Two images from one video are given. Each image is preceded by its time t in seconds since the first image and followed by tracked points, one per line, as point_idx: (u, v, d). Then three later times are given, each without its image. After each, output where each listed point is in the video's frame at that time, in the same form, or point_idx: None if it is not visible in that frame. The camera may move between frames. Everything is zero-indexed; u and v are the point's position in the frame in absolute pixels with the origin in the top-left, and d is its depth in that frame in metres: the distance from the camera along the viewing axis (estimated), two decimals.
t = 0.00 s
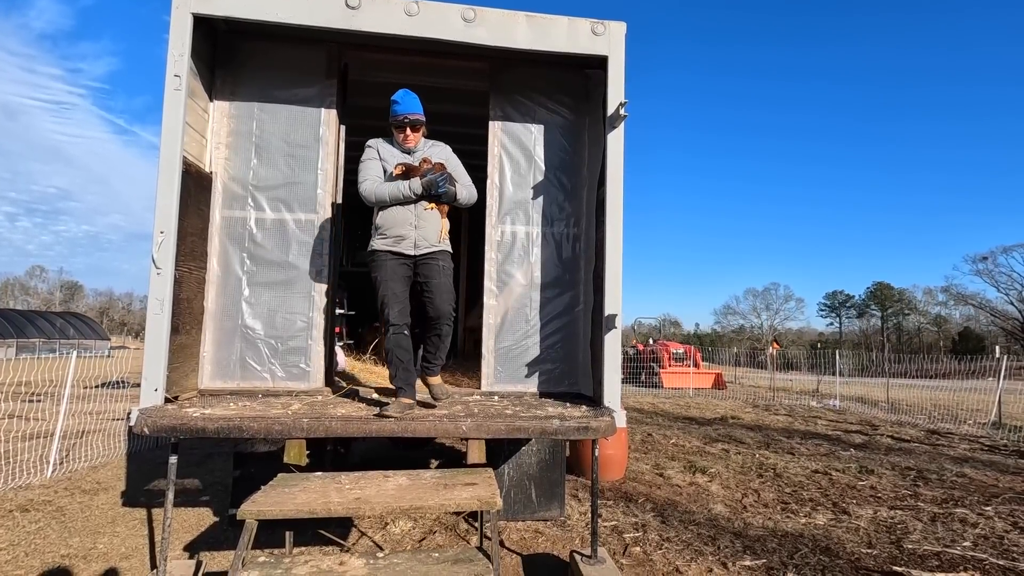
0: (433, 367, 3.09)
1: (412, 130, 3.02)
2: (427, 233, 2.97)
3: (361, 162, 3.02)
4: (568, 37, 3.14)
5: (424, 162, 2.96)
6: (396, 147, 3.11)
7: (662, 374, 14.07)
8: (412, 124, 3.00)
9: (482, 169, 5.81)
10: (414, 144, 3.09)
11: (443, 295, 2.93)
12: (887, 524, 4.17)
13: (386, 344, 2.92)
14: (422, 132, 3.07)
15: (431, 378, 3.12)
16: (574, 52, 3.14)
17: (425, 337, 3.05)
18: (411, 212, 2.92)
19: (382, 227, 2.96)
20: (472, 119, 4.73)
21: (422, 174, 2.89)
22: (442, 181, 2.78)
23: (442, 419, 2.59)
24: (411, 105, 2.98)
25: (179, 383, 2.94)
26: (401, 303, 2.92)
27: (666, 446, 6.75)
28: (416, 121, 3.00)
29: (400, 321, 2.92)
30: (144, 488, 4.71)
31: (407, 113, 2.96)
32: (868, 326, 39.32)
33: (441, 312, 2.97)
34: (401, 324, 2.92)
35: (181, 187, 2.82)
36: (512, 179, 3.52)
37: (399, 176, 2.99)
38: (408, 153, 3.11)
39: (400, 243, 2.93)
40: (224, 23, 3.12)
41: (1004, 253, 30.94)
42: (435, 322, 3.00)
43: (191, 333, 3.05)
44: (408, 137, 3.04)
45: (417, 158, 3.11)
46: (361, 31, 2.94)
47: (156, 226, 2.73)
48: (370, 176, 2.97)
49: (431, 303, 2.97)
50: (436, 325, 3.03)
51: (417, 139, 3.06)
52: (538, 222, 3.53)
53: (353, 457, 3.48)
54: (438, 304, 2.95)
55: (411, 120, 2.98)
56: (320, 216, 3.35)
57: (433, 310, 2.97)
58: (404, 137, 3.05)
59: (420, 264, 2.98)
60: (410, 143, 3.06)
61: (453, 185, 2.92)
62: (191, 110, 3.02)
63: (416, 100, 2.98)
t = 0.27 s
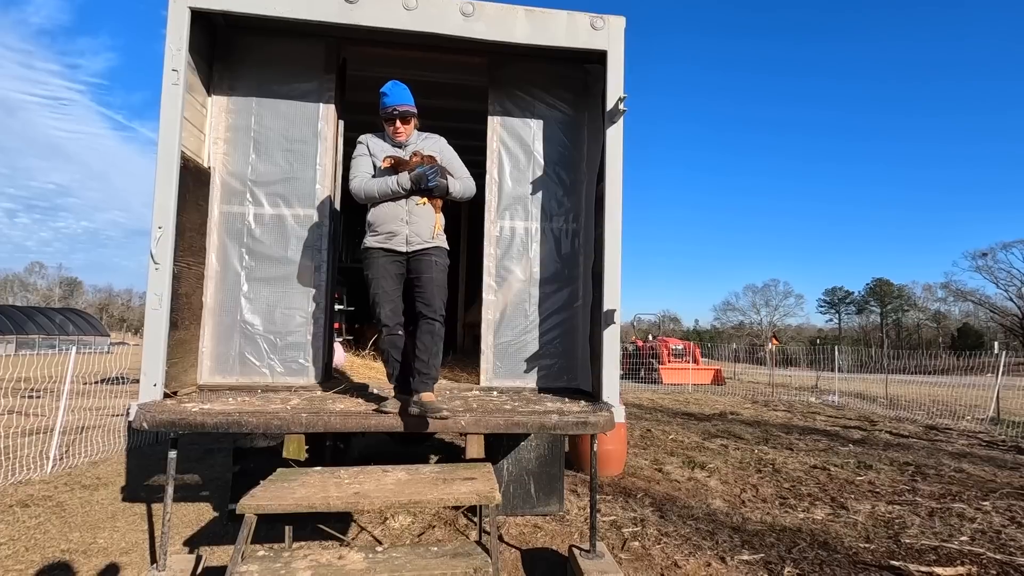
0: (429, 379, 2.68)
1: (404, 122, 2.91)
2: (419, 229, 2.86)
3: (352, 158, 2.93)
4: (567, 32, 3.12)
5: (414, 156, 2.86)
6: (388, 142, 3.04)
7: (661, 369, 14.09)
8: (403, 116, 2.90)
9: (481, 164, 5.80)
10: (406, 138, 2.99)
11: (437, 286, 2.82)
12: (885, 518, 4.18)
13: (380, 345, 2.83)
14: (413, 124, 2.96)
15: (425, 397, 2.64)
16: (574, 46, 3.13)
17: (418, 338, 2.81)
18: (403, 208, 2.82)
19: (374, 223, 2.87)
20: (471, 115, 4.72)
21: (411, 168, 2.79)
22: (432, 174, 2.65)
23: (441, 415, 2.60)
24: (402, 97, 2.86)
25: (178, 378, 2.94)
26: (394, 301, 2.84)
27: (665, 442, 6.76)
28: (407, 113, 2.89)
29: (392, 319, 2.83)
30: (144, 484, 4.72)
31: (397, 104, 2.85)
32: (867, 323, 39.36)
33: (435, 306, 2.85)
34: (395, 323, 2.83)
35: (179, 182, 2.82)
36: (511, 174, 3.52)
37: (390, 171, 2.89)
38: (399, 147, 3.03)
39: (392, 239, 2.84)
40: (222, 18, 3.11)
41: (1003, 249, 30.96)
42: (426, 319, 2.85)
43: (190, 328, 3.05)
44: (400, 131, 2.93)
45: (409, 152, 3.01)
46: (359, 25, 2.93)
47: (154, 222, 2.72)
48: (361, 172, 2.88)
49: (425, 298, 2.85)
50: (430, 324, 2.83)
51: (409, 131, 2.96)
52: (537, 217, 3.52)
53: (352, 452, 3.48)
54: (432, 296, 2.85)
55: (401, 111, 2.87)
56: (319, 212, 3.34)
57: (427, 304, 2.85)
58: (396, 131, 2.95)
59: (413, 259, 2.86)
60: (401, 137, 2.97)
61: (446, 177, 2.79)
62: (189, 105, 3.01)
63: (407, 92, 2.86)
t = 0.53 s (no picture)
0: (422, 394, 2.46)
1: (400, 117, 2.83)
2: (415, 227, 2.74)
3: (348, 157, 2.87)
4: (567, 26, 3.12)
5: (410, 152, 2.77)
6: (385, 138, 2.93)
7: (661, 365, 14.11)
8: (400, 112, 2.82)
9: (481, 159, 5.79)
10: (403, 133, 2.89)
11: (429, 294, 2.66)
12: (883, 513, 4.20)
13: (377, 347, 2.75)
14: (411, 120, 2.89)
15: (415, 413, 2.42)
16: (574, 41, 3.12)
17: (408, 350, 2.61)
18: (399, 205, 2.71)
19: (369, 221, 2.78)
20: (471, 110, 4.71)
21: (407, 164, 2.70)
22: (428, 170, 2.58)
23: (441, 409, 2.61)
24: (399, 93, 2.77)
25: (179, 373, 2.94)
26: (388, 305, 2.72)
27: (665, 437, 6.78)
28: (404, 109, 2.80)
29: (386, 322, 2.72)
30: (145, 478, 4.73)
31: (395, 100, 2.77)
32: (867, 318, 39.39)
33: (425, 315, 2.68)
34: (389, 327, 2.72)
35: (178, 176, 2.81)
36: (511, 169, 3.52)
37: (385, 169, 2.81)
38: (396, 143, 2.94)
39: (387, 238, 2.74)
40: (221, 12, 3.10)
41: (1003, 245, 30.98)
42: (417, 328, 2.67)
43: (190, 323, 3.06)
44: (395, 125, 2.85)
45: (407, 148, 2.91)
46: (358, 19, 2.92)
47: (154, 217, 2.72)
48: (355, 170, 2.81)
49: (416, 307, 2.69)
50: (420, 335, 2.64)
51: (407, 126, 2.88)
52: (537, 212, 3.52)
53: (353, 447, 3.46)
54: (422, 305, 2.68)
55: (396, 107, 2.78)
56: (318, 207, 3.34)
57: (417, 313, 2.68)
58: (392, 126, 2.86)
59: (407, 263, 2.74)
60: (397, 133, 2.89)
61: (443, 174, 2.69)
62: (188, 99, 3.00)
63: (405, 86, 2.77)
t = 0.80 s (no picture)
0: (416, 426, 2.39)
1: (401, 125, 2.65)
2: (423, 240, 2.55)
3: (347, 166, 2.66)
4: (567, 19, 3.11)
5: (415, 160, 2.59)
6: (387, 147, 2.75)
7: (661, 360, 14.13)
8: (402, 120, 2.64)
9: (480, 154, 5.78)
10: (406, 142, 2.71)
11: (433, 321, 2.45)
12: (882, 506, 4.21)
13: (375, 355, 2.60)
14: (414, 128, 2.70)
15: (410, 442, 2.40)
16: (573, 34, 3.11)
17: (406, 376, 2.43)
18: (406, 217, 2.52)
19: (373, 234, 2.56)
20: (470, 104, 4.70)
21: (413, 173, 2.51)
22: (436, 179, 2.40)
23: (440, 403, 2.62)
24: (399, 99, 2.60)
25: (179, 367, 2.95)
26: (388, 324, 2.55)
27: (664, 431, 6.79)
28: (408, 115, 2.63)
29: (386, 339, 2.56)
30: (146, 472, 4.75)
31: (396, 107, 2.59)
32: (867, 313, 39.40)
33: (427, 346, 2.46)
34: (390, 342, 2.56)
35: (177, 170, 2.81)
36: (511, 163, 3.51)
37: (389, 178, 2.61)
38: (398, 152, 2.75)
39: (393, 252, 2.51)
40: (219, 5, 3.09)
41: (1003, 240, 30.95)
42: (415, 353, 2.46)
43: (190, 317, 3.06)
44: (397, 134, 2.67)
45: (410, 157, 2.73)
46: (357, 12, 2.91)
47: (153, 211, 2.72)
48: (356, 180, 2.60)
49: (417, 333, 2.48)
50: (420, 365, 2.43)
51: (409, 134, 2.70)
52: (537, 206, 3.52)
53: (354, 441, 3.43)
54: (425, 334, 2.46)
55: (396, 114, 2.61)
56: (318, 201, 3.34)
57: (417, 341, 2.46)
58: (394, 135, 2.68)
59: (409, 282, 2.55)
60: (400, 141, 2.70)
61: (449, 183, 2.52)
62: (187, 93, 3.00)
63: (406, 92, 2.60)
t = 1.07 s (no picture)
0: (406, 432, 2.40)
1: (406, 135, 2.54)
2: (431, 257, 2.46)
3: (348, 174, 2.53)
4: (567, 12, 3.09)
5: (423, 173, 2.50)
6: (390, 157, 2.64)
7: (661, 354, 14.15)
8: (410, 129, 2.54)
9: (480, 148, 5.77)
10: (412, 153, 2.62)
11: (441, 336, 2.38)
12: (880, 499, 4.23)
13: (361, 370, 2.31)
14: (420, 138, 2.60)
15: (400, 447, 2.40)
16: (573, 27, 3.10)
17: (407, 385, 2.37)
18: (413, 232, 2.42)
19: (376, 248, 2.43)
20: (470, 97, 4.69)
21: (422, 188, 2.43)
22: (445, 197, 2.35)
23: (440, 396, 2.63)
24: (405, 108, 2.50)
25: (179, 360, 2.95)
26: (394, 326, 2.35)
27: (664, 425, 6.81)
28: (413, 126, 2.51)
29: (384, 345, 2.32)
30: (147, 466, 4.77)
31: (405, 116, 2.49)
32: (867, 308, 39.41)
33: (433, 360, 2.39)
34: (389, 348, 2.33)
35: (177, 163, 2.81)
36: (510, 157, 3.51)
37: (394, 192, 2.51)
38: (402, 163, 2.64)
39: (400, 267, 2.40)
40: None
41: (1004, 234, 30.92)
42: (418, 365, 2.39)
43: (190, 311, 3.06)
44: (405, 145, 2.57)
45: (415, 170, 2.64)
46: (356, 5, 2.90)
47: (153, 204, 2.73)
48: (360, 190, 2.47)
49: (423, 346, 2.40)
50: (422, 379, 2.37)
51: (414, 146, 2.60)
52: (536, 200, 3.52)
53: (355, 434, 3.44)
54: (433, 349, 2.39)
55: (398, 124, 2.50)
56: (317, 194, 3.34)
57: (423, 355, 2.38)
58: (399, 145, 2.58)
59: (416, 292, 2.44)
60: (405, 152, 2.60)
61: (457, 200, 2.47)
62: (186, 86, 2.99)
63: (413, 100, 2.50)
